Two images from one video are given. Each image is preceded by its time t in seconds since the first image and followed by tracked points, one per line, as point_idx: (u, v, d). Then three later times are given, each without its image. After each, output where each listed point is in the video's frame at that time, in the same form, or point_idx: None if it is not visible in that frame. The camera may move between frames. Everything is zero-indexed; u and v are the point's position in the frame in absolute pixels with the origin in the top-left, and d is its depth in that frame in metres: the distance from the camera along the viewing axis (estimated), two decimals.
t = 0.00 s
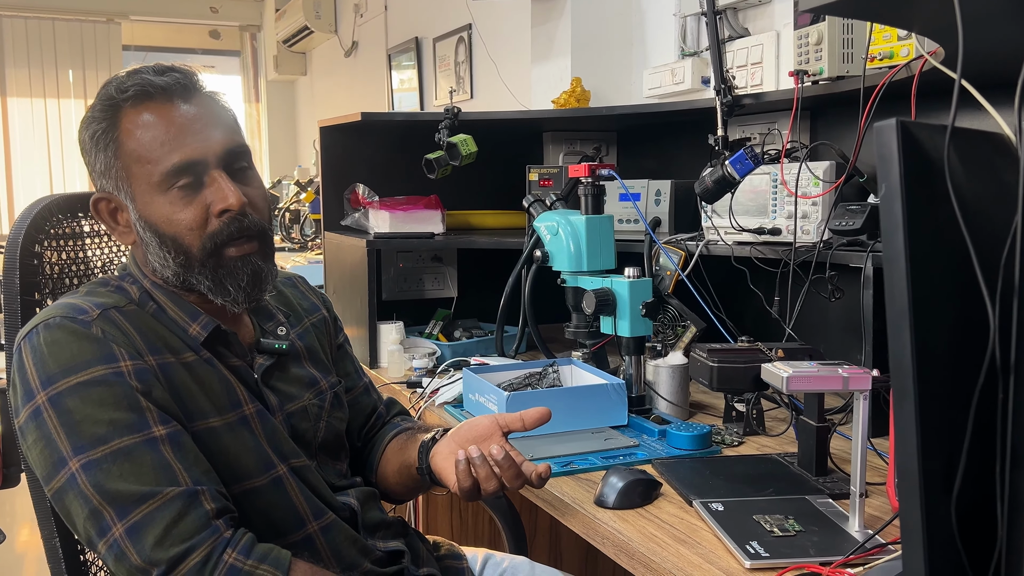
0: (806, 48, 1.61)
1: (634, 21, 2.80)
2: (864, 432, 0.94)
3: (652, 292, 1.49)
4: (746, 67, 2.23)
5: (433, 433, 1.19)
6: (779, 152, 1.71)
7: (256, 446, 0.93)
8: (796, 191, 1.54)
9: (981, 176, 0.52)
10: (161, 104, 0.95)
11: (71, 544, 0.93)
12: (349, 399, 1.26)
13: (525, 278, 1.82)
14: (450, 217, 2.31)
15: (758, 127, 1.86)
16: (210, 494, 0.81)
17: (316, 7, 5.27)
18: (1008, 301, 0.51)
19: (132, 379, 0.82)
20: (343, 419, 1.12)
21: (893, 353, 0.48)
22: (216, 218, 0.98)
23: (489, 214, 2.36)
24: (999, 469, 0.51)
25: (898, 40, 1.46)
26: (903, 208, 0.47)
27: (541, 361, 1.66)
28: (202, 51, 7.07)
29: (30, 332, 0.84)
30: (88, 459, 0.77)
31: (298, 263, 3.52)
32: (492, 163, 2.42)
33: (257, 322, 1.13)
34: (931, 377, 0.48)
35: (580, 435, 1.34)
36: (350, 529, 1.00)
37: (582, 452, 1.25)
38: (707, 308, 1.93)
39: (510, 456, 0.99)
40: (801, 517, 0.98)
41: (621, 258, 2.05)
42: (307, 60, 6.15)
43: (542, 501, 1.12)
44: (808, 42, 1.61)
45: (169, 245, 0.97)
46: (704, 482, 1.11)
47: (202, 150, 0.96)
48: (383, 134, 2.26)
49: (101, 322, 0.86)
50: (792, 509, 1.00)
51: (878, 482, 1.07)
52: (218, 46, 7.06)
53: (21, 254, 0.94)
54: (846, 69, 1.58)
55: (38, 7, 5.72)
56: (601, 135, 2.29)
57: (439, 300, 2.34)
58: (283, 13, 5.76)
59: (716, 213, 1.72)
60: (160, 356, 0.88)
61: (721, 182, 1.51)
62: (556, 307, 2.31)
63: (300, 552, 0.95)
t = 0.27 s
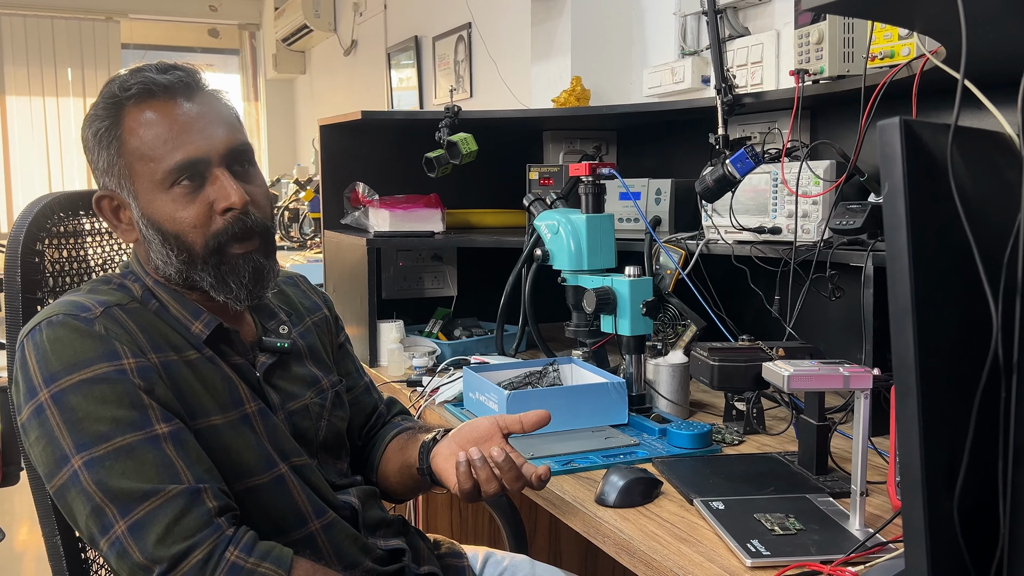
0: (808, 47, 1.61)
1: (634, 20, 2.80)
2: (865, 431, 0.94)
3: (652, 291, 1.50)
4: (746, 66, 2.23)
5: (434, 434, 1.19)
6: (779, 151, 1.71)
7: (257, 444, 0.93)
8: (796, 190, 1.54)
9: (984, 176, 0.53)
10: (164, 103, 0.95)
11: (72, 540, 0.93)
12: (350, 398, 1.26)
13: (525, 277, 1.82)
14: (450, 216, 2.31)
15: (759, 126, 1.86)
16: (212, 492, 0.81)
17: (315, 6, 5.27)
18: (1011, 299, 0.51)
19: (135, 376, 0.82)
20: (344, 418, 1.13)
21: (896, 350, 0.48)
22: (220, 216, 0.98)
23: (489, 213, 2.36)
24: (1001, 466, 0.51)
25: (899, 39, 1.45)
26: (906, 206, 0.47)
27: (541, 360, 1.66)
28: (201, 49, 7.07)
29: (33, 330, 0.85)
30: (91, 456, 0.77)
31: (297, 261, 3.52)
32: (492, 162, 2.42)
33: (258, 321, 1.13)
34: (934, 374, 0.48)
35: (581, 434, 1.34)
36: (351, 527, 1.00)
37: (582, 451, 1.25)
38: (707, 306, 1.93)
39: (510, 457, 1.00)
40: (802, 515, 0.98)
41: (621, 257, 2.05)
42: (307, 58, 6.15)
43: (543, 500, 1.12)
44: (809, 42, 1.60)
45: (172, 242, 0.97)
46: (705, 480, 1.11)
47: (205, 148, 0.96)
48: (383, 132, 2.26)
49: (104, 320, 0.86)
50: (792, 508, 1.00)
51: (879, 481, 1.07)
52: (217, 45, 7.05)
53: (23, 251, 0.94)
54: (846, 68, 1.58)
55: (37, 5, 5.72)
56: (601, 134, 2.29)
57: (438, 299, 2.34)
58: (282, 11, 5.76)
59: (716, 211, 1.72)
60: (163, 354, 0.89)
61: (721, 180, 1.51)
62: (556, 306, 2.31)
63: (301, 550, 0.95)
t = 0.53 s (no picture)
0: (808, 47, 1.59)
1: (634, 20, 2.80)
2: (865, 430, 0.94)
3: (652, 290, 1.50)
4: (746, 65, 2.23)
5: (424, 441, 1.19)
6: (779, 150, 1.72)
7: (258, 442, 0.93)
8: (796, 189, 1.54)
9: (985, 174, 0.53)
10: (163, 101, 0.94)
11: (73, 538, 0.93)
12: (350, 397, 1.26)
13: (525, 276, 1.82)
14: (449, 215, 2.31)
15: (759, 125, 1.86)
16: (214, 490, 0.81)
17: (314, 5, 5.26)
18: (1014, 296, 0.51)
19: (136, 374, 0.82)
20: (344, 416, 1.13)
21: (898, 347, 0.48)
22: (220, 215, 0.98)
23: (489, 212, 2.36)
24: (1004, 463, 0.51)
25: (899, 39, 1.45)
26: (909, 204, 0.47)
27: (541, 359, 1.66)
28: (200, 48, 7.06)
29: (34, 328, 0.85)
30: (92, 454, 0.77)
31: (296, 260, 3.52)
32: (492, 161, 2.42)
33: (259, 319, 1.13)
34: (936, 370, 0.48)
35: (581, 433, 1.34)
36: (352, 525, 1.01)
37: (582, 449, 1.26)
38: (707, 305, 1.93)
39: (483, 479, 1.01)
40: (802, 514, 0.98)
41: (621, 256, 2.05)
42: (305, 57, 6.14)
43: (544, 498, 1.12)
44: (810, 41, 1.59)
45: (173, 241, 0.97)
46: (705, 479, 1.11)
47: (206, 146, 0.96)
48: (383, 131, 2.26)
49: (106, 318, 0.86)
50: (792, 506, 1.00)
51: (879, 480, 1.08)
52: (216, 44, 7.05)
53: (23, 249, 0.94)
54: (847, 67, 1.58)
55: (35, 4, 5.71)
56: (601, 134, 2.28)
57: (439, 298, 2.34)
58: (281, 10, 5.75)
59: (717, 210, 1.72)
60: (164, 352, 0.89)
61: (721, 180, 1.51)
62: (555, 305, 2.31)
63: (302, 548, 0.95)
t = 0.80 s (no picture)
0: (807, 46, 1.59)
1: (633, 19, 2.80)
2: (864, 429, 0.94)
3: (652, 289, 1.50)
4: (745, 65, 2.24)
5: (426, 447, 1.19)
6: (779, 150, 1.72)
7: (258, 441, 0.93)
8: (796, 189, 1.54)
9: (986, 174, 0.53)
10: (165, 100, 0.94)
11: (73, 536, 0.93)
12: (350, 397, 1.26)
13: (525, 276, 1.82)
14: (448, 214, 2.30)
15: (758, 125, 1.86)
16: (213, 489, 0.81)
17: (313, 4, 5.26)
18: (1015, 296, 0.51)
19: (136, 373, 0.82)
20: (344, 415, 1.13)
21: (899, 347, 0.48)
22: (221, 215, 0.98)
23: (488, 212, 2.36)
24: (1004, 462, 0.51)
25: (898, 39, 1.45)
26: (910, 204, 0.47)
27: (540, 358, 1.66)
28: (198, 47, 7.05)
29: (33, 327, 0.84)
30: (92, 452, 0.77)
31: (295, 260, 3.51)
32: (491, 161, 2.41)
33: (258, 318, 1.13)
34: (937, 369, 0.49)
35: (580, 432, 1.34)
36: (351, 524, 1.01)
37: (582, 448, 1.26)
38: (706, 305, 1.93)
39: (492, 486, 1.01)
40: (802, 513, 0.98)
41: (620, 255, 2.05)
42: (304, 56, 6.14)
43: (543, 497, 1.12)
44: (809, 41, 1.59)
45: (173, 241, 0.97)
46: (705, 478, 1.11)
47: (208, 146, 0.96)
48: (382, 130, 2.26)
49: (105, 317, 0.85)
50: (792, 505, 1.01)
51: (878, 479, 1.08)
52: (215, 43, 7.04)
53: (24, 248, 0.94)
54: (846, 67, 1.58)
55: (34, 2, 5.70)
56: (600, 133, 2.28)
57: (437, 297, 2.33)
58: (280, 9, 5.74)
59: (716, 210, 1.72)
60: (163, 351, 0.88)
61: (721, 180, 1.51)
62: (555, 304, 2.31)
63: (302, 547, 0.95)
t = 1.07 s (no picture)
0: (807, 46, 1.59)
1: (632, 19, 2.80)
2: (864, 428, 0.94)
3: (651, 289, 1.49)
4: (744, 64, 2.24)
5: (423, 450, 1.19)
6: (778, 149, 1.72)
7: (259, 439, 0.93)
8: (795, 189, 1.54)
9: (986, 174, 0.53)
10: (171, 100, 0.94)
11: (73, 535, 0.93)
12: (349, 396, 1.26)
13: (524, 275, 1.82)
14: (448, 213, 2.30)
15: (757, 124, 1.87)
16: (214, 487, 0.81)
17: (311, 3, 5.25)
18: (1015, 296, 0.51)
19: (137, 371, 0.82)
20: (344, 414, 1.13)
21: (900, 346, 0.48)
22: (227, 217, 0.98)
23: (487, 211, 2.36)
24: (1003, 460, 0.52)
25: (898, 38, 1.45)
26: (912, 203, 0.47)
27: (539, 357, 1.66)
28: (197, 46, 7.05)
29: (34, 325, 0.84)
30: (93, 450, 0.77)
31: (293, 259, 3.51)
32: (490, 160, 2.42)
33: (259, 318, 1.13)
34: (937, 369, 0.49)
35: (580, 431, 1.35)
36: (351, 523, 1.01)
37: (582, 447, 1.26)
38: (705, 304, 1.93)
39: (487, 489, 1.01)
40: (801, 512, 0.99)
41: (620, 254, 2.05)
42: (303, 55, 6.13)
43: (543, 496, 1.13)
44: (808, 40, 1.59)
45: (178, 240, 0.96)
46: (704, 477, 1.11)
47: (214, 147, 0.96)
48: (382, 129, 2.26)
49: (106, 315, 0.85)
50: (792, 504, 1.01)
51: (877, 479, 1.08)
52: (214, 41, 7.03)
53: (23, 248, 0.93)
54: (845, 66, 1.58)
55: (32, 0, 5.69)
56: (600, 132, 2.28)
57: (436, 296, 2.34)
58: (279, 8, 5.74)
59: (715, 209, 1.72)
60: (164, 350, 0.88)
61: (721, 179, 1.52)
62: (554, 304, 2.31)
63: (302, 545, 0.95)
